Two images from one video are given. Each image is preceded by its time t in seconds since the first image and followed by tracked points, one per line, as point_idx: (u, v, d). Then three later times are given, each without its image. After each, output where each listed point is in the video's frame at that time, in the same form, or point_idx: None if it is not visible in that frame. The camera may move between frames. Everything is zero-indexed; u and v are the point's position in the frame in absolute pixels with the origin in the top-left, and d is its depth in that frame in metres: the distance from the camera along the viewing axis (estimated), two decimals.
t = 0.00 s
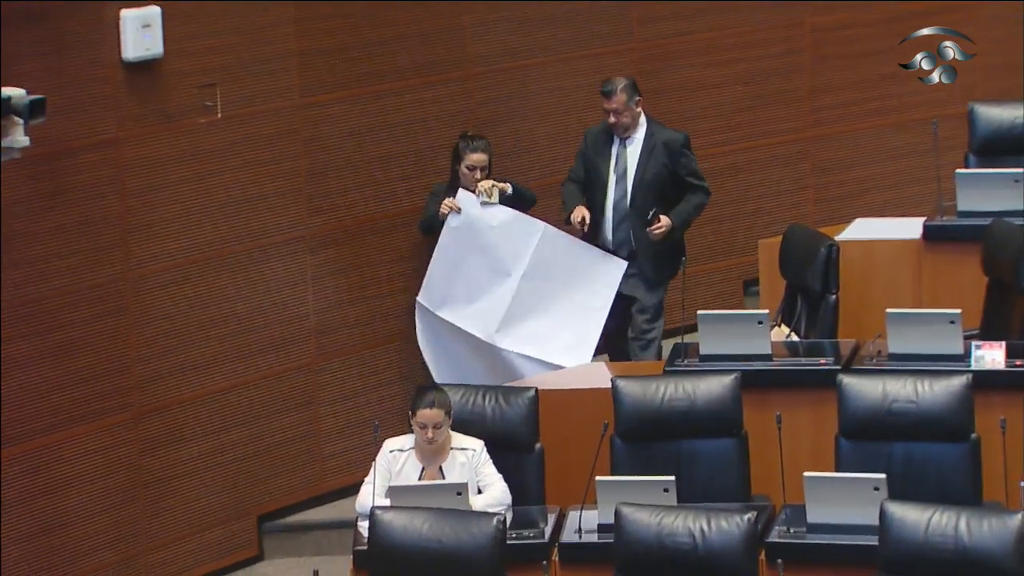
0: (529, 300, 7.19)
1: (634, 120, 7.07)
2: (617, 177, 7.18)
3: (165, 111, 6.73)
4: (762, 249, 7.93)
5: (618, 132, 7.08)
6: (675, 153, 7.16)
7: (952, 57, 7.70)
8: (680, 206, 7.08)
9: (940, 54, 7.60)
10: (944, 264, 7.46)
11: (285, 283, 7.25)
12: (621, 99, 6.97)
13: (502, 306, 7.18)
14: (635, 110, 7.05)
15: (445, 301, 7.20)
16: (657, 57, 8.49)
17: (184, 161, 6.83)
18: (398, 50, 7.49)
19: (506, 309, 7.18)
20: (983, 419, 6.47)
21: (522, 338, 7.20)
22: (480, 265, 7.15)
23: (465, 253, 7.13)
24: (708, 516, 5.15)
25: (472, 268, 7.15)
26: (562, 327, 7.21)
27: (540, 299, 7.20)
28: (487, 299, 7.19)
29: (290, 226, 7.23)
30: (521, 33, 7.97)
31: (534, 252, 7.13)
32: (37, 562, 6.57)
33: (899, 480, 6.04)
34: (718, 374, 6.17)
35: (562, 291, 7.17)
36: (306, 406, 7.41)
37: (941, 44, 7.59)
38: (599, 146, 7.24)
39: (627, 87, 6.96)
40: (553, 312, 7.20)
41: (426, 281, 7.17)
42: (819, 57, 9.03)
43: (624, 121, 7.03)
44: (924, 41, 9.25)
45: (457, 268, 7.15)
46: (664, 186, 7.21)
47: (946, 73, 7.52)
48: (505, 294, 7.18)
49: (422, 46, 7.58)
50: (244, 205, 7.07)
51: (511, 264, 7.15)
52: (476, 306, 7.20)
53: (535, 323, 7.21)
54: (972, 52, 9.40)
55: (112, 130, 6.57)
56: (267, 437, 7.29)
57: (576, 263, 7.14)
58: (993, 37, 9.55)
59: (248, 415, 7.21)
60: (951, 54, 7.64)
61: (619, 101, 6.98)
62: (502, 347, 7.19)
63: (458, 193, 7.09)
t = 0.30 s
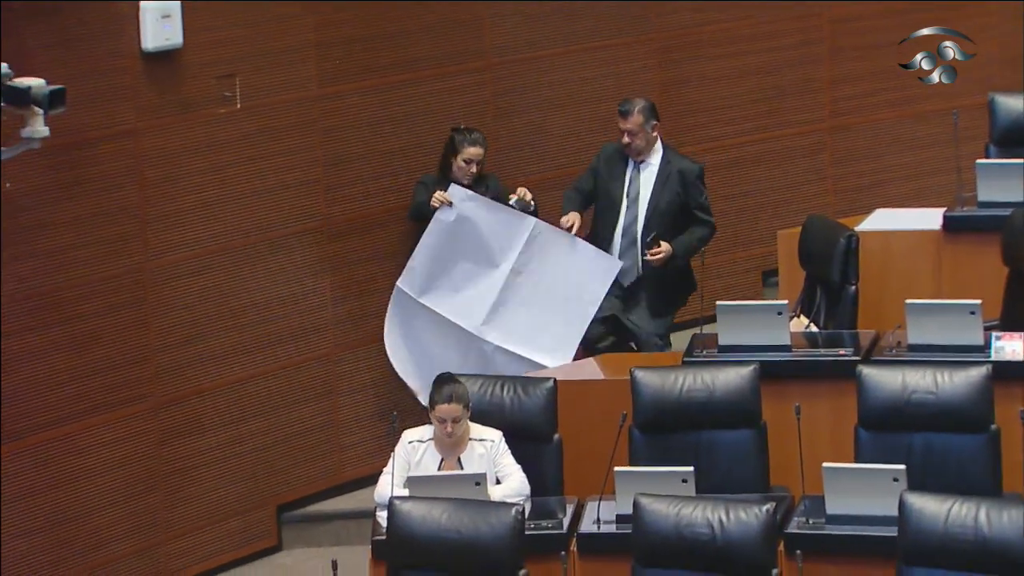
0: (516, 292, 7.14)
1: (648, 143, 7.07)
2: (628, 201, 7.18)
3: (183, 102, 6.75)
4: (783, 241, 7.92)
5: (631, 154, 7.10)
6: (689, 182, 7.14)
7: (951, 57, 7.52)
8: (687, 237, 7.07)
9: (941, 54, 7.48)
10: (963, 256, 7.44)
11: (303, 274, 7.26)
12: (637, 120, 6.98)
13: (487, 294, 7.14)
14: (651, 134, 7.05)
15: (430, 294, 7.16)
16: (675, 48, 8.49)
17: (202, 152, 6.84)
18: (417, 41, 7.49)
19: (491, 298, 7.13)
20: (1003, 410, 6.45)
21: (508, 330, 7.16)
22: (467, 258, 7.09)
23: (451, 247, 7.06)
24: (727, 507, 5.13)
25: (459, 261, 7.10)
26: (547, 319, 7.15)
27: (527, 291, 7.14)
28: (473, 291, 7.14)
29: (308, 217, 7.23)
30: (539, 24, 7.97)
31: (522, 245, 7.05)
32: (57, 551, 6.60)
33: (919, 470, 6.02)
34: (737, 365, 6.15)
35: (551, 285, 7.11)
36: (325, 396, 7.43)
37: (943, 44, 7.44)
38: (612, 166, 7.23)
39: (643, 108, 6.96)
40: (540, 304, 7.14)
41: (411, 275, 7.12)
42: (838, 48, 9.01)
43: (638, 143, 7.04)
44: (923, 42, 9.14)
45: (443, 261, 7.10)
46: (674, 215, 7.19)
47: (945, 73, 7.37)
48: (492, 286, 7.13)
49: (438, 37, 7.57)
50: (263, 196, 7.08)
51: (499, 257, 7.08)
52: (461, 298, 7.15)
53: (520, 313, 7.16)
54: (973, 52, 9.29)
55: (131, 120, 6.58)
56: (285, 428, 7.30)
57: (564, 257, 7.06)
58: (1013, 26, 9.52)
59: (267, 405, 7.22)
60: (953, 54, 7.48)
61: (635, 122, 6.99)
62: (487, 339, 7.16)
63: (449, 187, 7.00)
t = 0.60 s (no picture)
0: (505, 288, 6.88)
1: (643, 136, 6.80)
2: (628, 196, 6.91)
3: (201, 92, 6.76)
4: (801, 231, 7.89)
5: (625, 147, 6.83)
6: (687, 176, 6.91)
7: (952, 55, 7.29)
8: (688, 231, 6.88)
9: (942, 54, 7.16)
10: (983, 246, 7.42)
11: (322, 263, 7.26)
12: (632, 113, 6.70)
13: (477, 291, 6.89)
14: (645, 127, 6.78)
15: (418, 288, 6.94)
16: (693, 38, 8.48)
17: (221, 141, 6.85)
18: (435, 31, 7.49)
19: (481, 294, 6.89)
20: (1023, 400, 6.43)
21: (496, 325, 6.93)
22: (457, 252, 6.86)
23: (442, 240, 6.85)
24: (745, 498, 5.12)
25: (448, 255, 6.87)
26: (536, 315, 6.92)
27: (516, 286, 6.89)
28: (462, 286, 6.91)
29: (327, 206, 7.24)
30: (557, 14, 7.96)
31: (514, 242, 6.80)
32: (77, 540, 6.62)
33: (938, 461, 6.00)
34: (756, 355, 6.15)
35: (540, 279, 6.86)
36: (343, 385, 7.43)
37: (943, 45, 7.14)
38: (608, 160, 6.97)
39: (639, 101, 6.69)
40: (528, 299, 6.91)
41: (400, 268, 6.91)
42: (858, 38, 8.99)
43: (632, 135, 6.77)
44: (923, 42, 8.96)
45: (433, 254, 6.88)
46: (673, 209, 6.95)
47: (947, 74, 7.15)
48: (481, 282, 6.88)
49: (456, 27, 7.57)
50: (281, 185, 7.08)
51: (490, 252, 6.84)
52: (450, 293, 6.92)
53: (509, 310, 6.92)
54: (971, 53, 9.18)
55: (149, 110, 6.59)
56: (304, 417, 7.31)
57: (554, 250, 6.80)
58: None
59: (284, 394, 7.24)
60: (953, 53, 7.26)
61: (629, 115, 6.71)
62: (475, 336, 6.93)
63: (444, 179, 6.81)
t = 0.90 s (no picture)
0: (513, 275, 6.90)
1: (632, 134, 6.70)
2: (618, 194, 6.83)
3: (220, 83, 6.78)
4: (821, 221, 7.91)
5: (616, 146, 6.73)
6: (678, 171, 6.82)
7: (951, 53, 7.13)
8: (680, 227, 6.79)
9: (938, 55, 7.01)
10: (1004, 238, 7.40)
11: (342, 254, 7.28)
12: (620, 114, 6.60)
13: (487, 281, 6.94)
14: (634, 125, 6.68)
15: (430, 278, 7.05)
16: (710, 29, 8.50)
17: (240, 132, 6.87)
18: (453, 23, 7.51)
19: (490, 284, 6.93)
20: None
21: (509, 315, 6.96)
22: (463, 241, 6.92)
23: (448, 230, 6.92)
24: (764, 490, 5.09)
25: (455, 245, 6.93)
26: (547, 303, 6.90)
27: (524, 273, 6.89)
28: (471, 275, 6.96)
29: (347, 198, 7.25)
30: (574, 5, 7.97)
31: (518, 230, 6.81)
32: (98, 531, 6.63)
33: (958, 453, 5.98)
34: (775, 346, 6.14)
35: (546, 266, 6.84)
36: (363, 375, 7.45)
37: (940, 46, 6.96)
38: (597, 158, 6.87)
39: (626, 102, 6.58)
40: (537, 285, 6.89)
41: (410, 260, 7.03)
42: (877, 28, 8.97)
43: (622, 136, 6.68)
44: (924, 41, 8.92)
45: (441, 244, 6.96)
46: (664, 205, 6.87)
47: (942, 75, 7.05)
48: (489, 269, 6.92)
49: (474, 18, 7.58)
50: (301, 176, 7.10)
51: (494, 240, 6.87)
52: (461, 281, 7.00)
53: (521, 299, 6.93)
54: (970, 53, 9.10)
55: (168, 101, 6.61)
56: (323, 407, 7.33)
57: (557, 237, 6.77)
58: None
59: (304, 384, 7.25)
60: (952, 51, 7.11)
61: (617, 117, 6.61)
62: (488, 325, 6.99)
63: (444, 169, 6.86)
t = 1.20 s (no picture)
0: (529, 266, 6.83)
1: (628, 132, 6.69)
2: (613, 192, 6.83)
3: (237, 74, 6.78)
4: (840, 210, 7.91)
5: (611, 143, 6.71)
6: (673, 172, 6.80)
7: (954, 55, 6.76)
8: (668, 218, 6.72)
9: (939, 53, 6.70)
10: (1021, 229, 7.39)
11: (359, 245, 7.28)
12: (616, 109, 6.59)
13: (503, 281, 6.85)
14: (631, 122, 6.66)
15: (444, 286, 6.94)
16: (727, 18, 8.49)
17: (257, 124, 6.87)
18: (469, 14, 7.51)
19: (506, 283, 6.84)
20: None
21: (529, 314, 6.86)
22: (474, 240, 6.84)
23: (459, 232, 6.85)
24: (782, 481, 5.06)
25: (467, 244, 6.85)
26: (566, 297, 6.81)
27: (539, 262, 6.82)
28: (486, 276, 6.87)
29: (363, 189, 7.25)
30: None
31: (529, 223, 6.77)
32: (116, 524, 6.63)
33: (976, 445, 5.97)
34: (793, 338, 6.12)
35: (560, 252, 6.77)
36: (380, 366, 7.46)
37: (942, 45, 6.73)
38: (594, 155, 6.88)
39: (624, 97, 6.57)
40: (554, 274, 6.81)
41: (424, 269, 6.94)
42: (893, 19, 8.96)
43: (616, 131, 6.65)
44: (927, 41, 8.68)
45: (453, 247, 6.88)
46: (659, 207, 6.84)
47: (944, 75, 6.66)
48: (504, 267, 6.83)
49: (489, 9, 7.59)
50: (317, 168, 7.10)
51: (506, 233, 6.81)
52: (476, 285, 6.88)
53: (540, 296, 6.85)
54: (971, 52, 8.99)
55: (186, 92, 6.61)
56: (339, 398, 7.35)
57: (567, 227, 6.73)
58: None
59: (320, 375, 7.27)
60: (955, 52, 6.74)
61: (613, 112, 6.60)
62: (511, 324, 6.87)
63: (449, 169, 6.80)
